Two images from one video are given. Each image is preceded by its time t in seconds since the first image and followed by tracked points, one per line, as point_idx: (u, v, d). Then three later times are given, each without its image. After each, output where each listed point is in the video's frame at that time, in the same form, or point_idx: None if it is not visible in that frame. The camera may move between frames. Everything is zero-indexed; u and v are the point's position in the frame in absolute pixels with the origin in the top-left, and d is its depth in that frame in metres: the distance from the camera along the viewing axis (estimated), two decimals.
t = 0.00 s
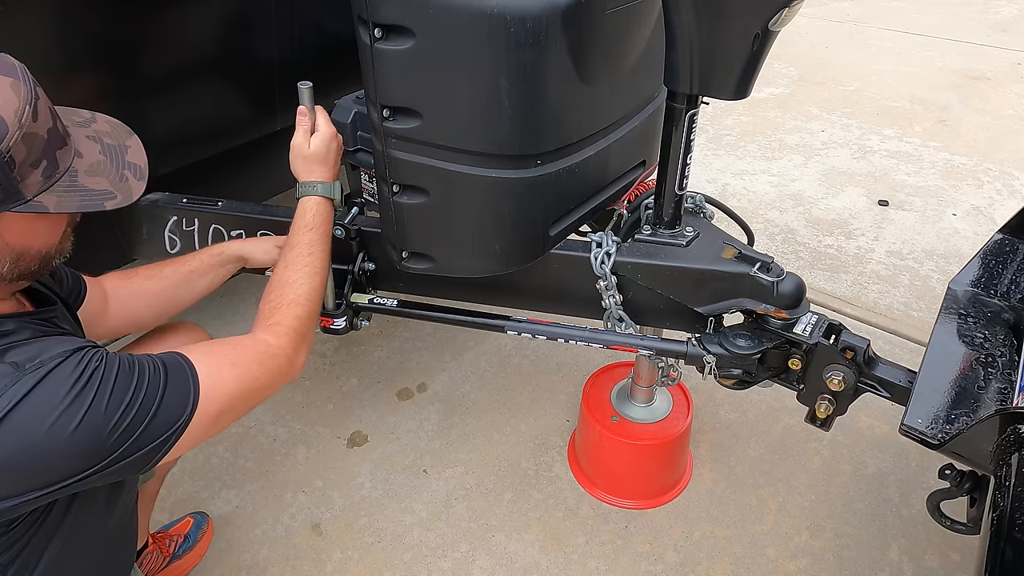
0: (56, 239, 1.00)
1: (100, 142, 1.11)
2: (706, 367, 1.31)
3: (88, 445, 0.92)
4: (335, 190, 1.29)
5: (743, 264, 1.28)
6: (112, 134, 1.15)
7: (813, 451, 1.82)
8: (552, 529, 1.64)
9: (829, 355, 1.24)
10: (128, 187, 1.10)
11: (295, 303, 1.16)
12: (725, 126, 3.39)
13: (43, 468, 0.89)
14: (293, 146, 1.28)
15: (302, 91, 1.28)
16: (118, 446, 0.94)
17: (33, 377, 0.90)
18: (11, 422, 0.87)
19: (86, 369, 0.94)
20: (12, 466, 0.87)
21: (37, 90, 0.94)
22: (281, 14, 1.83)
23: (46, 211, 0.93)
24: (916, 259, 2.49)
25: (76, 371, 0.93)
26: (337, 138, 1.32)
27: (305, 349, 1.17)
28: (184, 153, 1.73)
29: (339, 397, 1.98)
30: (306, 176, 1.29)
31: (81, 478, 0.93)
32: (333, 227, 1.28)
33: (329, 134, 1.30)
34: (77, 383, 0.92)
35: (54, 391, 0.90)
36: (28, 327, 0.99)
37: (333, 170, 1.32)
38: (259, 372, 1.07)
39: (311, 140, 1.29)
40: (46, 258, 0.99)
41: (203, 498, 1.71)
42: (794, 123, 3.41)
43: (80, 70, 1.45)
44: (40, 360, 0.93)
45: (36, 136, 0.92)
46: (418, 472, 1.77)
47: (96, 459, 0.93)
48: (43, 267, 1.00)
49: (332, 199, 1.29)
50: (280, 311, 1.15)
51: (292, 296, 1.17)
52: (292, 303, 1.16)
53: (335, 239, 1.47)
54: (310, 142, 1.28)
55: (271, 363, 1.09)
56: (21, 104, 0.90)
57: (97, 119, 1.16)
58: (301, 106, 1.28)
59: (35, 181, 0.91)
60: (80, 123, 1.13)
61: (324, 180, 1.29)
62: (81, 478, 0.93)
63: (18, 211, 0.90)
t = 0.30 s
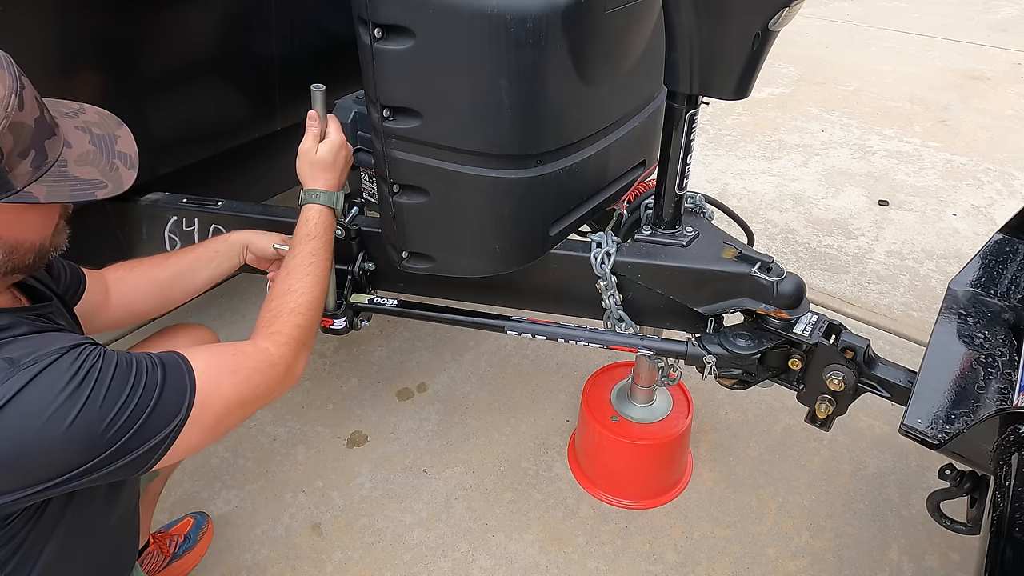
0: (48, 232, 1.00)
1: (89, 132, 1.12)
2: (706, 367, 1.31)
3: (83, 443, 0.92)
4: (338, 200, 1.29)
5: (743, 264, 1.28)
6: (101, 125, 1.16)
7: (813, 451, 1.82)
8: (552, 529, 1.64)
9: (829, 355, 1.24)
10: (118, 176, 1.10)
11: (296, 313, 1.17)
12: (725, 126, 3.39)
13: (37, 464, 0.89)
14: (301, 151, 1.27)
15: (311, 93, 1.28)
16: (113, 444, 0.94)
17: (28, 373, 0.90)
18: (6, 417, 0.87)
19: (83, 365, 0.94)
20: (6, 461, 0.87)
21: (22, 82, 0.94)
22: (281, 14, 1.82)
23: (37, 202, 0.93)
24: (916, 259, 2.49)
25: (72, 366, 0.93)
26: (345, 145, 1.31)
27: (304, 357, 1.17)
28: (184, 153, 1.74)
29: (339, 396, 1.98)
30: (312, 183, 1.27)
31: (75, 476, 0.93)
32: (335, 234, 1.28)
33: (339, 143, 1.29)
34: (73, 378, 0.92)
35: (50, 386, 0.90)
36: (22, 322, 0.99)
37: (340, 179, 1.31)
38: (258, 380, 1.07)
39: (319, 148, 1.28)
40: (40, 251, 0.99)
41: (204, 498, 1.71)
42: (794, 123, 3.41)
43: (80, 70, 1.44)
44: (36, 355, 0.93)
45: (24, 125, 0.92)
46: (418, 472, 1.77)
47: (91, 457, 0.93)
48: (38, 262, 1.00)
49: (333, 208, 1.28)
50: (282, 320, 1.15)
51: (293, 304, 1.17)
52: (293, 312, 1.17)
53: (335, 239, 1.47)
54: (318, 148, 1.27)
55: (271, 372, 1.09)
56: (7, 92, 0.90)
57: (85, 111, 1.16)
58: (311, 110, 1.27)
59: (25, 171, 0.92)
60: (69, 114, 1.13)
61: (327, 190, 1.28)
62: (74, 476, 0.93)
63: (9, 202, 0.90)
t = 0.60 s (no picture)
0: (49, 237, 0.99)
1: (92, 137, 1.11)
2: (706, 367, 1.31)
3: (81, 448, 0.91)
4: (320, 200, 1.29)
5: (743, 264, 1.28)
6: (104, 130, 1.15)
7: (813, 451, 1.82)
8: (552, 529, 1.64)
9: (829, 355, 1.24)
10: (121, 184, 1.09)
11: (287, 315, 1.16)
12: (726, 126, 3.39)
13: (34, 469, 0.89)
14: (278, 155, 1.28)
15: (284, 94, 1.25)
16: (111, 450, 0.94)
17: (27, 379, 0.90)
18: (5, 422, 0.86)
19: (82, 371, 0.94)
20: (3, 466, 0.86)
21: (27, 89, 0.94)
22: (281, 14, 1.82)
23: (38, 209, 0.92)
24: (916, 259, 2.49)
25: (71, 372, 0.93)
26: (322, 147, 1.32)
27: (301, 359, 1.18)
28: (184, 152, 1.74)
29: (339, 397, 1.98)
30: (292, 186, 1.29)
31: (71, 482, 0.93)
32: (319, 237, 1.29)
33: (315, 142, 1.31)
34: (72, 384, 0.92)
35: (50, 391, 0.90)
36: (21, 326, 0.99)
37: (321, 181, 1.32)
38: (255, 385, 1.08)
39: (296, 151, 1.29)
40: (40, 256, 0.99)
41: (204, 498, 1.71)
42: (794, 123, 3.41)
43: (80, 70, 1.44)
44: (35, 361, 0.93)
45: (27, 132, 0.92)
46: (418, 472, 1.77)
47: (89, 462, 0.93)
48: (38, 266, 1.00)
49: (316, 210, 1.29)
50: (273, 323, 1.15)
51: (284, 306, 1.17)
52: (284, 315, 1.16)
53: (335, 239, 1.47)
54: (295, 151, 1.29)
55: (267, 377, 1.10)
56: (11, 99, 0.90)
57: (88, 115, 1.15)
58: (285, 114, 1.28)
59: (27, 178, 0.91)
60: (72, 118, 1.13)
61: (308, 191, 1.29)
62: (71, 481, 0.93)
63: (10, 210, 0.90)
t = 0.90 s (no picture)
0: (48, 249, 1.00)
1: (96, 151, 1.11)
2: (706, 367, 1.31)
3: (81, 455, 0.92)
4: (316, 206, 1.29)
5: (743, 264, 1.28)
6: (109, 142, 1.15)
7: (813, 451, 1.82)
8: (552, 529, 1.64)
9: (829, 355, 1.24)
10: (122, 202, 1.08)
11: (287, 317, 1.16)
12: (726, 126, 3.39)
13: (35, 477, 0.89)
14: (274, 160, 1.28)
15: (280, 91, 1.25)
16: (112, 456, 0.94)
17: (28, 387, 0.90)
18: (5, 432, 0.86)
19: (82, 379, 0.94)
20: (4, 474, 0.87)
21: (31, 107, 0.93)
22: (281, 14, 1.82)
23: (39, 227, 0.92)
24: (916, 259, 2.49)
25: (72, 380, 0.93)
26: (318, 151, 1.32)
27: (302, 361, 1.18)
28: (184, 152, 1.74)
29: (339, 397, 1.98)
30: (290, 191, 1.28)
31: (72, 488, 0.93)
32: (317, 240, 1.28)
33: (310, 147, 1.30)
34: (73, 392, 0.92)
35: (50, 400, 0.90)
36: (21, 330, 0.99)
37: (316, 186, 1.32)
38: (256, 388, 1.08)
39: (292, 156, 1.29)
40: (39, 268, 0.99)
41: (204, 498, 1.71)
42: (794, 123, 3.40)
43: (79, 70, 1.45)
44: (36, 368, 0.92)
45: (30, 151, 0.92)
46: (418, 473, 1.77)
47: (89, 469, 0.93)
48: (36, 278, 1.00)
49: (313, 214, 1.29)
50: (273, 326, 1.15)
51: (284, 309, 1.17)
52: (284, 317, 1.16)
53: (335, 239, 1.47)
54: (292, 156, 1.28)
55: (268, 380, 1.10)
56: (14, 118, 0.90)
57: (96, 126, 1.16)
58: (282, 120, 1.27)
59: (28, 196, 0.91)
60: (77, 131, 1.13)
61: (305, 196, 1.29)
62: (72, 487, 0.93)
63: (10, 227, 0.90)
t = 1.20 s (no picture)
0: (53, 256, 1.00)
1: (104, 159, 1.11)
2: (706, 367, 1.31)
3: (85, 461, 0.92)
4: (321, 210, 1.30)
5: (743, 264, 1.28)
6: (118, 151, 1.15)
7: (813, 451, 1.82)
8: (552, 529, 1.64)
9: (829, 355, 1.24)
10: (129, 212, 1.09)
11: (290, 323, 1.16)
12: (725, 126, 3.39)
13: (39, 482, 0.89)
14: (279, 163, 1.29)
15: (283, 93, 1.24)
16: (115, 462, 0.94)
17: (33, 394, 0.90)
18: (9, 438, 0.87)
19: (87, 385, 0.93)
20: (8, 480, 0.87)
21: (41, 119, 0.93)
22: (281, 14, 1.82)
23: (45, 237, 0.92)
24: (916, 259, 2.49)
25: (76, 386, 0.93)
26: (322, 155, 1.32)
27: (303, 366, 1.17)
28: (185, 152, 1.74)
29: (339, 397, 1.98)
30: (294, 195, 1.29)
31: (76, 493, 0.93)
32: (321, 245, 1.29)
33: (315, 150, 1.30)
34: (76, 398, 0.92)
35: (54, 406, 0.90)
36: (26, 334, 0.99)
37: (321, 189, 1.33)
38: (258, 395, 1.07)
39: (296, 160, 1.29)
40: (44, 273, 0.99)
41: (204, 498, 1.71)
42: (794, 123, 3.41)
43: (80, 70, 1.45)
44: (41, 374, 0.92)
45: (39, 162, 0.92)
46: (418, 473, 1.77)
47: (93, 475, 0.93)
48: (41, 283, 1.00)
49: (317, 219, 1.29)
50: (276, 331, 1.15)
51: (286, 315, 1.17)
52: (287, 323, 1.16)
53: (335, 239, 1.47)
54: (296, 160, 1.29)
55: (270, 386, 1.09)
56: (24, 130, 0.90)
57: (104, 133, 1.16)
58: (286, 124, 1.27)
59: (35, 207, 0.91)
60: (85, 138, 1.13)
61: (309, 199, 1.29)
62: (76, 492, 0.93)
63: (16, 237, 0.89)
